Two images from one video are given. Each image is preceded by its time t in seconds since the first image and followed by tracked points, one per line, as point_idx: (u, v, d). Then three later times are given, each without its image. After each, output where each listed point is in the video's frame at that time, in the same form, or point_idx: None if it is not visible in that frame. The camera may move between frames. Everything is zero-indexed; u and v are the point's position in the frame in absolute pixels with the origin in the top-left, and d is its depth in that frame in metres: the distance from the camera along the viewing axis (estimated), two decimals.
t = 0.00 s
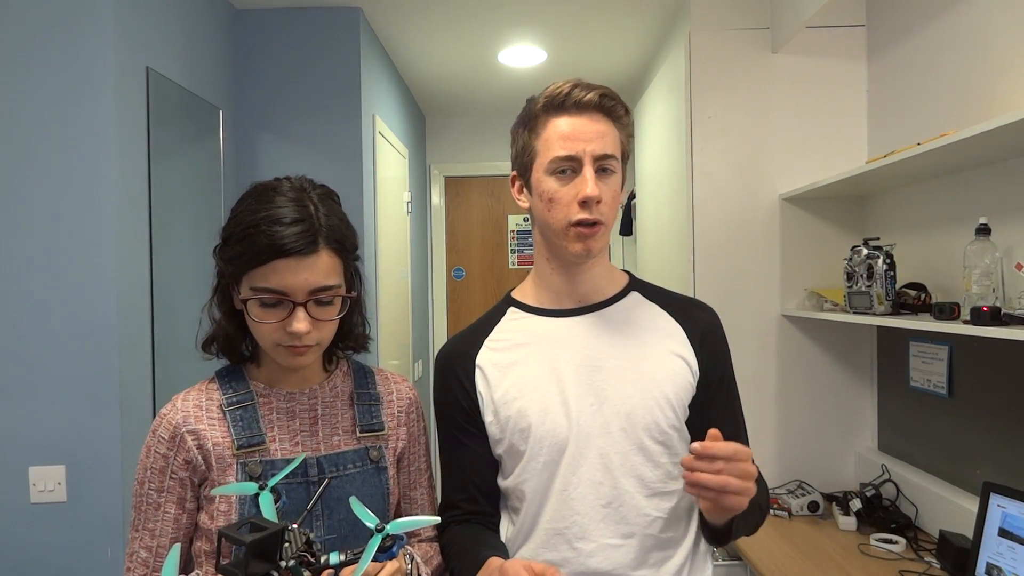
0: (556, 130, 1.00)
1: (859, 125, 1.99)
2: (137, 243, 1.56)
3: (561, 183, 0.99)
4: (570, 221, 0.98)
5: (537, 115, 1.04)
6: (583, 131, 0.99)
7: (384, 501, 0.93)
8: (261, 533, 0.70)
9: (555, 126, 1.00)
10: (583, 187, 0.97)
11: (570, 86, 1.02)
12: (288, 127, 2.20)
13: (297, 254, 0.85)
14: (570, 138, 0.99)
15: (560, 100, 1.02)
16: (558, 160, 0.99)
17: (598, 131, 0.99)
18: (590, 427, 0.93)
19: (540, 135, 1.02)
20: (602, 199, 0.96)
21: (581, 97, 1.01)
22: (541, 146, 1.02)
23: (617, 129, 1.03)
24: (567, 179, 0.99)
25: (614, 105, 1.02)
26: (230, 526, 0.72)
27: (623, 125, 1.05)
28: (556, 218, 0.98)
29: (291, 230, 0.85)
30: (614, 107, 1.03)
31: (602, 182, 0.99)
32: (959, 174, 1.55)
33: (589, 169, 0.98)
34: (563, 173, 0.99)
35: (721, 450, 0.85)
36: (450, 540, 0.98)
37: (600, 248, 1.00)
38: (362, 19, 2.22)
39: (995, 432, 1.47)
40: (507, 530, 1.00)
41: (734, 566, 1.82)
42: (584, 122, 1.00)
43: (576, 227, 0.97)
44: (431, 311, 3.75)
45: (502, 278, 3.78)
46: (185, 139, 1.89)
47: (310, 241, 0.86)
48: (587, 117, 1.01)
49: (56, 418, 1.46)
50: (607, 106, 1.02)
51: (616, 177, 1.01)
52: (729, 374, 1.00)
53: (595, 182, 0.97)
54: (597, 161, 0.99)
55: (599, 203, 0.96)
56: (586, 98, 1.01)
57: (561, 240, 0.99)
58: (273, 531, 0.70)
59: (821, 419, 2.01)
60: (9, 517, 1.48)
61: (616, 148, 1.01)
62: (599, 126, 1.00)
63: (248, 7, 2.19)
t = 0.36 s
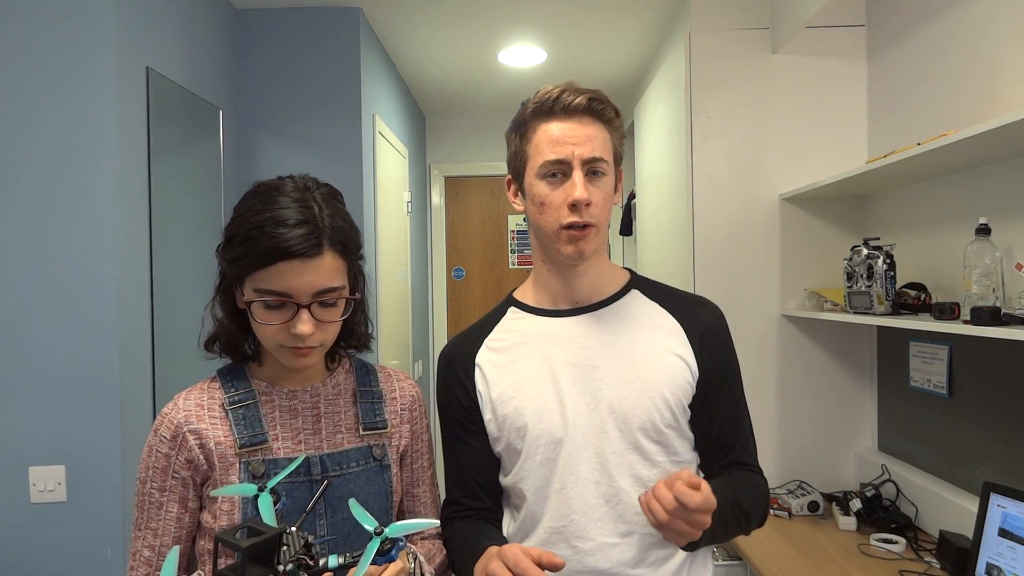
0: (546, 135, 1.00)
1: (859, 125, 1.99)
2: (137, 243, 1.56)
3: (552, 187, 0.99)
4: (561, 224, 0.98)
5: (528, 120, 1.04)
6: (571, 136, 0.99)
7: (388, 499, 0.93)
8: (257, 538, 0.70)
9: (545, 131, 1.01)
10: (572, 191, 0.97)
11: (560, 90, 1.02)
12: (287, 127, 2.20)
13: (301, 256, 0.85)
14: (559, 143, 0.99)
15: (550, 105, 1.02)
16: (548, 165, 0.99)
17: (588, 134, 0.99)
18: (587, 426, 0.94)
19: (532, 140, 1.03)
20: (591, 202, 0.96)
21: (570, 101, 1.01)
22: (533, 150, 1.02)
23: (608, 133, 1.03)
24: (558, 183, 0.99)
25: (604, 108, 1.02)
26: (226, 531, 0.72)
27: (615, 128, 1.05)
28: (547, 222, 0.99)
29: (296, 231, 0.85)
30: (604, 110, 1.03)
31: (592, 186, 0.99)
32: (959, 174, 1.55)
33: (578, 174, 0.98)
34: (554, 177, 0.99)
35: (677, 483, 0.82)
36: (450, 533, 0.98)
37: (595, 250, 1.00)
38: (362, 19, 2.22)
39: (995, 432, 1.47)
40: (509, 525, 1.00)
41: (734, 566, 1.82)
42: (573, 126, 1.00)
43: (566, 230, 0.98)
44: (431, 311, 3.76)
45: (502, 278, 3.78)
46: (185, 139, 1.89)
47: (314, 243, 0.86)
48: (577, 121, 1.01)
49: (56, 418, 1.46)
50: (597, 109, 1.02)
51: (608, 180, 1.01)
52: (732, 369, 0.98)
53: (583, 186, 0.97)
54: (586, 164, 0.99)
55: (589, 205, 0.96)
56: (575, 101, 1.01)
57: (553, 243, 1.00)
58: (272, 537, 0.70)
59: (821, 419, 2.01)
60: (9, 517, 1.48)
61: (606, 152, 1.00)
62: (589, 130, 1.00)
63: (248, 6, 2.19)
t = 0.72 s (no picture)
0: (546, 131, 1.00)
1: (858, 126, 1.99)
2: (137, 244, 1.56)
3: (550, 182, 0.99)
4: (558, 218, 0.98)
5: (527, 116, 1.04)
6: (571, 132, 0.99)
7: (389, 498, 0.93)
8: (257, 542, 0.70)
9: (544, 127, 1.01)
10: (571, 184, 0.97)
11: (560, 88, 1.02)
12: (288, 127, 2.20)
13: (309, 258, 0.85)
14: (558, 137, 0.99)
15: (549, 103, 1.02)
16: (546, 159, 0.99)
17: (587, 132, 0.99)
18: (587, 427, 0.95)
19: (530, 135, 1.03)
20: (589, 196, 0.96)
21: (569, 99, 1.01)
22: (531, 145, 1.02)
23: (607, 130, 1.03)
24: (556, 178, 0.99)
25: (602, 107, 1.02)
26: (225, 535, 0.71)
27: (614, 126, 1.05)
28: (545, 215, 0.98)
29: (305, 234, 0.85)
30: (603, 108, 1.03)
31: (590, 181, 0.99)
32: (959, 174, 1.55)
33: (576, 168, 0.98)
34: (552, 171, 0.99)
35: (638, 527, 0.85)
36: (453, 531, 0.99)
37: (592, 244, 1.00)
38: (362, 19, 2.22)
39: (995, 432, 1.47)
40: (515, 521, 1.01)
41: (734, 566, 1.82)
42: (572, 124, 1.01)
43: (564, 224, 0.98)
44: (431, 311, 3.76)
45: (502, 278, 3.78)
46: (185, 139, 1.89)
47: (323, 245, 0.86)
48: (576, 119, 1.01)
49: (56, 418, 1.46)
50: (596, 108, 1.02)
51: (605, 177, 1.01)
52: (735, 364, 0.96)
53: (581, 180, 0.97)
54: (583, 159, 0.99)
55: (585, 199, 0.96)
56: (574, 100, 1.01)
57: (550, 236, 0.99)
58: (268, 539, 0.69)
59: (821, 419, 2.01)
60: (9, 517, 1.48)
61: (604, 148, 1.01)
62: (587, 126, 1.00)
63: (248, 7, 2.19)
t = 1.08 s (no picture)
0: (531, 141, 1.00)
1: (858, 126, 1.99)
2: (137, 244, 1.56)
3: (539, 192, 0.99)
4: (549, 227, 0.97)
5: (513, 130, 1.05)
6: (553, 141, 0.98)
7: (390, 498, 0.93)
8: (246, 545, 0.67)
9: (529, 137, 1.01)
10: (557, 194, 0.97)
11: (541, 96, 1.02)
12: (288, 127, 2.20)
13: (309, 259, 0.85)
14: (539, 147, 0.99)
15: (532, 113, 1.02)
16: (532, 170, 0.99)
17: (568, 138, 0.98)
18: (589, 427, 0.95)
19: (518, 148, 1.03)
20: (577, 201, 0.95)
21: (551, 107, 1.01)
22: (519, 158, 1.03)
23: (593, 133, 1.01)
24: (544, 188, 0.99)
25: (584, 111, 1.01)
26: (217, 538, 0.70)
27: (601, 128, 1.03)
28: (537, 224, 0.98)
29: (305, 235, 0.85)
30: (586, 111, 1.02)
31: (578, 187, 0.98)
32: (959, 174, 1.55)
33: (562, 175, 0.98)
34: (540, 181, 0.99)
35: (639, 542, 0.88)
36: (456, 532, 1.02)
37: (590, 248, 0.99)
38: (362, 19, 2.22)
39: (995, 432, 1.47)
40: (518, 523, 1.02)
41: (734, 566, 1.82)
42: (556, 131, 1.00)
43: (555, 233, 0.97)
44: (432, 311, 3.76)
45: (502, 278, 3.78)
46: (185, 139, 1.89)
47: (323, 246, 0.86)
48: (559, 126, 1.01)
49: (56, 418, 1.46)
50: (578, 112, 1.01)
51: (594, 180, 1.00)
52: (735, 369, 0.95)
53: (567, 187, 0.96)
54: (568, 167, 0.98)
55: (574, 207, 0.95)
56: (556, 107, 1.01)
57: (545, 243, 0.99)
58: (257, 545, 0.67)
59: (821, 419, 2.01)
60: (9, 517, 1.48)
61: (590, 151, 0.99)
62: (570, 132, 0.99)
63: (248, 6, 2.19)
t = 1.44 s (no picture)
0: (524, 143, 1.00)
1: (858, 125, 1.99)
2: (137, 243, 1.56)
3: (535, 194, 0.99)
4: (546, 227, 0.97)
5: (506, 134, 1.06)
6: (544, 140, 0.99)
7: (387, 499, 0.93)
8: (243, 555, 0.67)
9: (521, 140, 1.01)
10: (552, 193, 0.96)
11: (529, 99, 1.03)
12: (288, 127, 2.20)
13: (298, 260, 0.84)
14: (530, 148, 0.99)
15: (522, 116, 1.03)
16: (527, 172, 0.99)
17: (559, 136, 0.99)
18: (588, 427, 0.95)
19: (513, 151, 1.04)
20: (571, 201, 0.95)
21: (539, 108, 1.02)
22: (515, 161, 1.03)
23: (584, 131, 1.01)
24: (540, 189, 0.99)
25: (573, 109, 1.01)
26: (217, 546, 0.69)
27: (592, 124, 1.03)
28: (536, 226, 0.98)
29: (294, 236, 0.84)
30: (574, 110, 1.02)
31: (572, 186, 0.97)
32: (959, 174, 1.55)
33: (555, 175, 0.98)
34: (536, 183, 0.99)
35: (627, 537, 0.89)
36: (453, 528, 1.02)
37: (589, 248, 0.98)
38: (362, 19, 2.22)
39: (995, 432, 1.47)
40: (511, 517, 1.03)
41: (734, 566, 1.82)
42: (548, 131, 1.00)
43: (554, 233, 0.96)
44: (431, 311, 3.75)
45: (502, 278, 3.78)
46: (185, 138, 1.89)
47: (312, 247, 0.85)
48: (549, 126, 1.01)
49: (56, 418, 1.46)
50: (567, 111, 1.02)
51: (589, 178, 0.99)
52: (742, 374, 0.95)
53: (560, 187, 0.96)
54: (562, 165, 0.98)
55: (568, 205, 0.95)
56: (544, 107, 1.01)
57: (545, 245, 0.99)
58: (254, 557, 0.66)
59: (821, 419, 2.01)
60: (9, 517, 1.48)
61: (580, 149, 0.99)
62: (561, 131, 0.99)
63: (248, 6, 2.19)
